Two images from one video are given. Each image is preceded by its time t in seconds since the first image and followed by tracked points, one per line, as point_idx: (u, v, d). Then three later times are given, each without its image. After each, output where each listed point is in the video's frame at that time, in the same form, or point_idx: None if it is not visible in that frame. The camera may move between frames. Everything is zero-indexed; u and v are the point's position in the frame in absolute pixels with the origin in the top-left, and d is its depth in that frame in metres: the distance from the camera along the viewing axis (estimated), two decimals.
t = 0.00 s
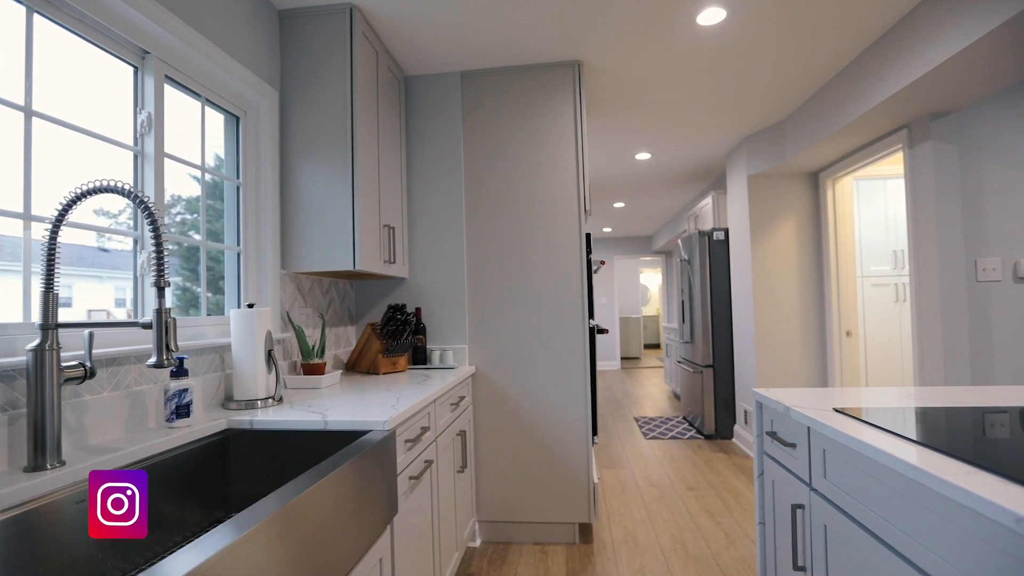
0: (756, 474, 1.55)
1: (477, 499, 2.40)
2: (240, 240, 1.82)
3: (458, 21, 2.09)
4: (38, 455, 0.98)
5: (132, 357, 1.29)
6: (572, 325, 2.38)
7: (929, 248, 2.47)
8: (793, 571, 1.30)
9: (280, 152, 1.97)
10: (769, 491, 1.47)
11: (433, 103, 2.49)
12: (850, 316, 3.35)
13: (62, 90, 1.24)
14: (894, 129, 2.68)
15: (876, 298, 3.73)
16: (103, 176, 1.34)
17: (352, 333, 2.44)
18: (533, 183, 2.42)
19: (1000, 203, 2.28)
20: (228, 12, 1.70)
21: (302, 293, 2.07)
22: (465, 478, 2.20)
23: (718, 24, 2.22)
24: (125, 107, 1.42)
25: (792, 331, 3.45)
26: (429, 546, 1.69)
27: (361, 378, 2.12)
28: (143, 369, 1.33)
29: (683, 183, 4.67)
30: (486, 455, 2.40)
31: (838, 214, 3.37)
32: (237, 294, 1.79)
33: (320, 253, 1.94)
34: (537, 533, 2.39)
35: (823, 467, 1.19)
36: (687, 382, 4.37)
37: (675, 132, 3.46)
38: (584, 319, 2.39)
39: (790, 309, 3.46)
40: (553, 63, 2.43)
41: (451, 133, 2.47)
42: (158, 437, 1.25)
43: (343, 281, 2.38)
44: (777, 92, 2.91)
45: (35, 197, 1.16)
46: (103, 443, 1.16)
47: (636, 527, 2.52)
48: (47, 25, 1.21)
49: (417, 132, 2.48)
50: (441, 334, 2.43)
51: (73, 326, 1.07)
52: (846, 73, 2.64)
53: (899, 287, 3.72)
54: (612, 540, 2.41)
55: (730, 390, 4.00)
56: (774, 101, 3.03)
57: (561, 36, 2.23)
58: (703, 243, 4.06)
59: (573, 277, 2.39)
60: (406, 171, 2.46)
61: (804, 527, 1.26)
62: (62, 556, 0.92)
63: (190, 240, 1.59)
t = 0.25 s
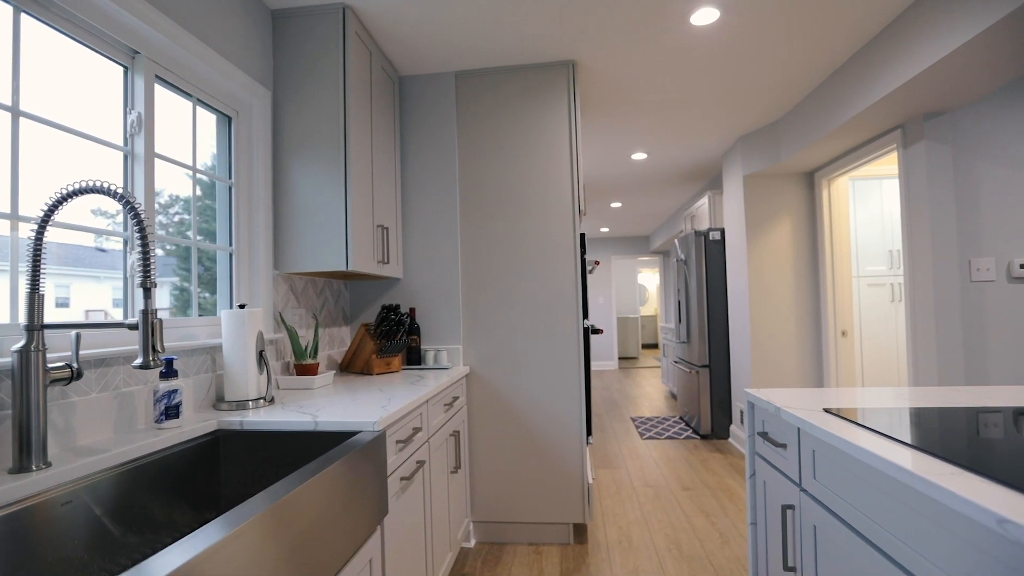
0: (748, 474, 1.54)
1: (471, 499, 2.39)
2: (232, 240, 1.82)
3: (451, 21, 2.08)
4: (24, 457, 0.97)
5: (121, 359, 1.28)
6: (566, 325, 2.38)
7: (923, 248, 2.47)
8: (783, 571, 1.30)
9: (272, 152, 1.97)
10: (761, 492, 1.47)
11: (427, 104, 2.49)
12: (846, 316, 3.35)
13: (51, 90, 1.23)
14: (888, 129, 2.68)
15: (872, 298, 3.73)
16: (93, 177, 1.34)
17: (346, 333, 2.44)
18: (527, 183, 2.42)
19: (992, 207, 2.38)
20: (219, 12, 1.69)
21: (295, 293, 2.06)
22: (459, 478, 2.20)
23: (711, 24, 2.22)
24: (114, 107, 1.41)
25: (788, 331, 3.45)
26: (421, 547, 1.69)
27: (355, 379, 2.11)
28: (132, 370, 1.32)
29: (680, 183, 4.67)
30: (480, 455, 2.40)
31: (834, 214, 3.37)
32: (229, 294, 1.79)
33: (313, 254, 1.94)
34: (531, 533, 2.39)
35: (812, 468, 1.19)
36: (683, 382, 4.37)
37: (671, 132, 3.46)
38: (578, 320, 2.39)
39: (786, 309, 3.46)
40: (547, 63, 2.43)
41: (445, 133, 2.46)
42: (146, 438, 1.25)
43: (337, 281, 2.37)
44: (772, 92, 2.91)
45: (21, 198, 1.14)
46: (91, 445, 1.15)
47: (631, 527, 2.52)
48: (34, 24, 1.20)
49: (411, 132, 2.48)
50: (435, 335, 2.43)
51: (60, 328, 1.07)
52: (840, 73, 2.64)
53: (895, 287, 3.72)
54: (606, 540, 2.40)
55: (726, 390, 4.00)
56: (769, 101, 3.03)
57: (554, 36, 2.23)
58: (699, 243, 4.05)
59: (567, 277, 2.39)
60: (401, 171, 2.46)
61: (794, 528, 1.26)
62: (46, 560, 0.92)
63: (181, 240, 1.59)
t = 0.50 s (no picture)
0: (740, 475, 1.54)
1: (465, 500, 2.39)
2: (224, 240, 1.81)
3: (445, 21, 2.08)
4: (8, 458, 0.97)
5: (110, 359, 1.28)
6: (561, 325, 2.38)
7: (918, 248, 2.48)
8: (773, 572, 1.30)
9: (265, 152, 1.97)
10: (752, 493, 1.47)
11: (421, 103, 2.48)
12: (841, 316, 3.35)
13: (40, 90, 1.22)
14: (883, 130, 2.68)
15: (868, 298, 3.73)
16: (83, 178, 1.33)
17: (340, 333, 2.43)
18: (521, 183, 2.42)
19: (986, 207, 2.39)
20: (210, 12, 1.69)
21: (288, 293, 2.06)
22: (453, 478, 2.20)
23: (706, 24, 2.22)
24: (104, 106, 1.40)
25: (783, 331, 3.45)
26: (413, 548, 1.69)
27: (348, 379, 2.11)
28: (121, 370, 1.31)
29: (676, 183, 4.67)
30: (474, 456, 2.39)
31: (830, 214, 3.37)
32: (221, 294, 1.79)
33: (305, 254, 1.93)
34: (526, 533, 2.38)
35: (801, 469, 1.18)
36: (680, 382, 4.37)
37: (667, 132, 3.46)
38: (572, 320, 2.38)
39: (782, 309, 3.45)
40: (542, 63, 2.43)
41: (439, 133, 2.46)
42: (135, 439, 1.24)
43: (330, 281, 2.37)
44: (767, 92, 2.91)
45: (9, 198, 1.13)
46: (78, 445, 1.15)
47: (625, 528, 2.52)
48: (23, 24, 1.20)
49: (405, 132, 2.48)
50: (429, 335, 2.43)
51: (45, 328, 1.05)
52: (835, 73, 2.64)
53: (891, 287, 3.72)
54: (600, 541, 2.40)
55: (723, 390, 4.00)
56: (765, 101, 3.03)
57: (549, 36, 2.22)
58: (696, 243, 4.05)
59: (561, 277, 2.39)
60: (395, 171, 2.45)
61: (784, 529, 1.26)
62: (30, 562, 0.92)
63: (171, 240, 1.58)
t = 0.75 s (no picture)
0: (731, 476, 1.54)
1: (459, 501, 2.39)
2: (216, 241, 1.81)
3: (438, 22, 2.08)
4: None
5: (98, 361, 1.28)
6: (554, 326, 2.37)
7: (912, 249, 2.48)
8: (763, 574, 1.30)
9: (257, 153, 1.96)
10: (742, 494, 1.47)
11: (415, 104, 2.48)
12: (837, 317, 3.35)
13: (28, 91, 1.22)
14: (877, 130, 2.68)
15: (864, 298, 3.73)
16: (73, 179, 1.33)
17: (334, 334, 2.43)
18: (515, 184, 2.42)
19: (979, 208, 2.40)
20: (201, 12, 1.69)
21: (281, 294, 2.06)
22: (446, 480, 2.19)
23: (699, 25, 2.22)
24: (93, 107, 1.40)
25: (779, 332, 3.45)
26: (404, 549, 1.68)
27: (341, 380, 2.11)
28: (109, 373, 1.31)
29: (673, 183, 4.67)
30: (468, 457, 2.39)
31: (825, 215, 3.37)
32: (212, 296, 1.78)
33: (298, 255, 1.93)
34: (520, 535, 2.38)
35: (790, 471, 1.18)
36: (676, 383, 4.36)
37: (663, 132, 3.46)
38: (566, 321, 2.38)
39: (777, 310, 3.45)
40: (536, 63, 2.43)
41: (434, 134, 2.46)
42: (123, 440, 1.24)
43: (324, 282, 2.37)
44: (762, 92, 2.91)
45: None
46: (65, 447, 1.15)
47: (619, 529, 2.51)
48: (10, 25, 1.19)
49: (399, 132, 2.47)
50: (423, 336, 2.42)
51: (31, 330, 1.05)
52: (830, 74, 2.64)
53: (887, 288, 3.72)
54: (594, 542, 2.40)
55: (719, 391, 4.00)
56: (760, 102, 3.03)
57: (542, 36, 2.22)
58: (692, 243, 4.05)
59: (555, 278, 2.39)
60: (389, 172, 2.45)
61: (773, 531, 1.26)
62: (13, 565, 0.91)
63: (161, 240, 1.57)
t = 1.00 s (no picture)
0: (722, 479, 1.53)
1: (453, 503, 2.38)
2: (208, 242, 1.80)
3: (431, 23, 2.08)
4: None
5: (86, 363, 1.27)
6: (548, 328, 2.37)
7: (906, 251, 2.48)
8: None
9: (250, 154, 1.96)
10: (733, 496, 1.47)
11: (409, 105, 2.48)
12: (832, 318, 3.35)
13: (17, 93, 1.22)
14: (872, 132, 2.68)
15: (860, 300, 3.72)
16: (62, 181, 1.33)
17: (328, 335, 2.43)
18: (509, 185, 2.42)
19: (972, 210, 2.40)
20: (193, 14, 1.68)
21: (273, 295, 2.05)
22: (439, 481, 2.19)
23: (693, 27, 2.22)
24: (81, 108, 1.39)
25: (775, 333, 3.45)
26: (396, 551, 1.68)
27: (334, 382, 2.10)
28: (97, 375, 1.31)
29: (670, 184, 4.67)
30: (462, 458, 2.39)
31: (821, 216, 3.37)
32: (204, 297, 1.78)
33: (290, 256, 1.93)
34: (513, 536, 2.38)
35: (778, 474, 1.18)
36: (672, 384, 4.36)
37: (659, 133, 3.45)
38: (560, 322, 2.38)
39: (773, 311, 3.45)
40: (530, 64, 2.43)
41: (428, 135, 2.45)
42: (110, 443, 1.24)
43: (318, 283, 2.36)
44: (757, 94, 2.91)
45: None
46: (51, 450, 1.14)
47: (613, 531, 2.51)
48: None
49: (393, 133, 2.47)
50: (417, 337, 2.42)
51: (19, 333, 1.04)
52: (824, 75, 2.64)
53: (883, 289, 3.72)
54: (588, 543, 2.40)
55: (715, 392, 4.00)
56: (755, 103, 3.03)
57: (536, 37, 2.22)
58: (688, 244, 4.06)
59: (549, 280, 2.39)
60: (383, 173, 2.45)
61: (762, 533, 1.26)
62: None
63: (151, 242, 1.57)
